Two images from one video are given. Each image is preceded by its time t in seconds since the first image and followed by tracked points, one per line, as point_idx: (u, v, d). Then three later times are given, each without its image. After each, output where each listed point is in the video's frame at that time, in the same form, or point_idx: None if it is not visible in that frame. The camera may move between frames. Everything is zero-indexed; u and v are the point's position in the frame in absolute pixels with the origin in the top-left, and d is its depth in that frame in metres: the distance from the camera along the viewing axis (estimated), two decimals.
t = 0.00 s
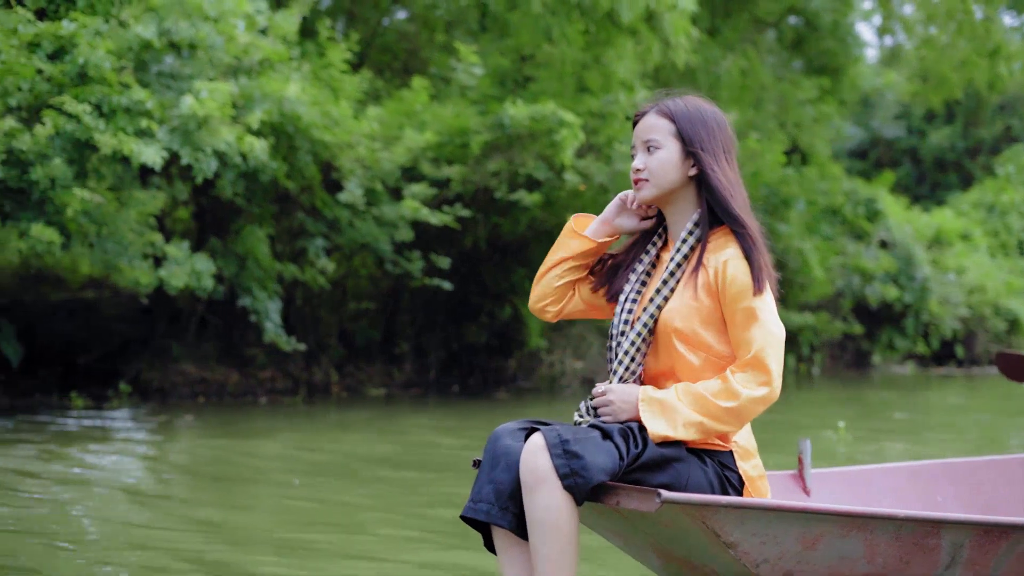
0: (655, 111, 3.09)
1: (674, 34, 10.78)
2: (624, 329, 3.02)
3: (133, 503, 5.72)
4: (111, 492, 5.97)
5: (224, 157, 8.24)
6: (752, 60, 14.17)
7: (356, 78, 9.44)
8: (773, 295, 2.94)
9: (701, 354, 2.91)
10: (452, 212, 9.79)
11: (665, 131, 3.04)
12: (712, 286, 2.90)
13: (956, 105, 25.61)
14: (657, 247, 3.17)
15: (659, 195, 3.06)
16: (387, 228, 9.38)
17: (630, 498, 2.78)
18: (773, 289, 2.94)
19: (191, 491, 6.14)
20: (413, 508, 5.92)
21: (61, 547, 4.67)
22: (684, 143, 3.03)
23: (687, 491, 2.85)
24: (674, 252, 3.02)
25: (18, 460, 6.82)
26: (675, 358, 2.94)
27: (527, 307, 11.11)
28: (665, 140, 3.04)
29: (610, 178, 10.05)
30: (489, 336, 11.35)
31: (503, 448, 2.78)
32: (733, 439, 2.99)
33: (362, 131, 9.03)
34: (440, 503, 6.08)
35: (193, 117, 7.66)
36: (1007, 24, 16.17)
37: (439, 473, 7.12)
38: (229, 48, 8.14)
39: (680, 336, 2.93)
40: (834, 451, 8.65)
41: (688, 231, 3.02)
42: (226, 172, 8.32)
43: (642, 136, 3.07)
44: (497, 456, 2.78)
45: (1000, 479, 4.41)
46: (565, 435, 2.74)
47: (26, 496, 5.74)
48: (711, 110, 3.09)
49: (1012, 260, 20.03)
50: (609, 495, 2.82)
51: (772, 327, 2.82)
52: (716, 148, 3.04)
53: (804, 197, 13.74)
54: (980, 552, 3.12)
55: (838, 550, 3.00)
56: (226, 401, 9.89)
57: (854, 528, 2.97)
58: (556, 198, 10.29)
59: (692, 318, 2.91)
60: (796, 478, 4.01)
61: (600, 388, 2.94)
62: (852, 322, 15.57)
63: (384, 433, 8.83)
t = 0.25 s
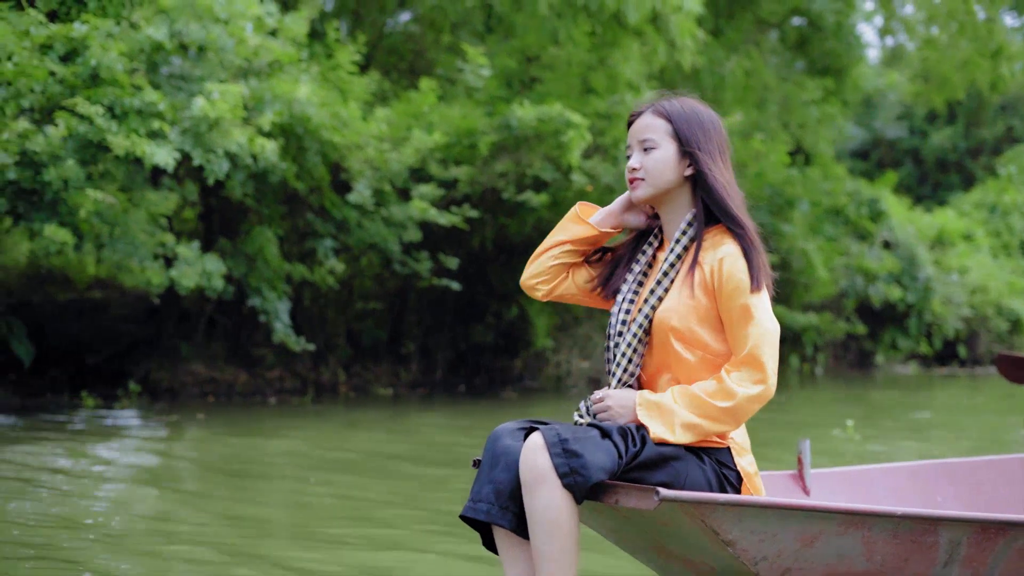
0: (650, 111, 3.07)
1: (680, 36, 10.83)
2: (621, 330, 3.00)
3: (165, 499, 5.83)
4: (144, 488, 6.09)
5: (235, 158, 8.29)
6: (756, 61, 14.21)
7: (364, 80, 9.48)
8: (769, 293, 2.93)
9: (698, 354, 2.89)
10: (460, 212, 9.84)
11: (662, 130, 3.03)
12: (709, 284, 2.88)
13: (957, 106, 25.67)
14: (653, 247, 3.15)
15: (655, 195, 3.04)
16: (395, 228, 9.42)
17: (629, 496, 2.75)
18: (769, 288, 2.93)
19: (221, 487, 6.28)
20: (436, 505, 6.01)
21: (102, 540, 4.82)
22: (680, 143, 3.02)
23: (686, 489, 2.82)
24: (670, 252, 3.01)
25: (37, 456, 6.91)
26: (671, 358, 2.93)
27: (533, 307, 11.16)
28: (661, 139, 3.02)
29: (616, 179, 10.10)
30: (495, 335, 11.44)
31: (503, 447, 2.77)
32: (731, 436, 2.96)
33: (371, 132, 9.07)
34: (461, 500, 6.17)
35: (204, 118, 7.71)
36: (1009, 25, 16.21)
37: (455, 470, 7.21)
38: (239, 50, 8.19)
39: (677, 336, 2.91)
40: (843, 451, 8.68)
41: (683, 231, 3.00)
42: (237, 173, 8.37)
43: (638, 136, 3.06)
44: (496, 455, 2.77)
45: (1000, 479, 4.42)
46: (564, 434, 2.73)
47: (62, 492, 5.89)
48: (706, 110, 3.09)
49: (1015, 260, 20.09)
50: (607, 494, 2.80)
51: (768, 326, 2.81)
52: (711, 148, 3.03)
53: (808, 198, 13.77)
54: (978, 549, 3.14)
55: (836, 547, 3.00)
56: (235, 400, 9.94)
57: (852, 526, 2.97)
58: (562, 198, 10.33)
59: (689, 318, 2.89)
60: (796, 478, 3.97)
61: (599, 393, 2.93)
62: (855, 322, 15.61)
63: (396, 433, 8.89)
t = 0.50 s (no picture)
0: (646, 112, 3.08)
1: (686, 37, 10.90)
2: (617, 331, 3.00)
3: (193, 494, 5.97)
4: (174, 484, 6.23)
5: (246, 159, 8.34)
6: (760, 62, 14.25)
7: (373, 81, 9.52)
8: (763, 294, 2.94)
9: (692, 354, 2.90)
10: (469, 213, 9.91)
11: (657, 131, 3.04)
12: (702, 284, 2.89)
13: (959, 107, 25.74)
14: (647, 249, 3.15)
15: (650, 195, 3.04)
16: (403, 229, 9.49)
17: (628, 497, 2.76)
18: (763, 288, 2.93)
19: (246, 483, 6.41)
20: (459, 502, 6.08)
21: (139, 532, 4.97)
22: (675, 143, 3.03)
23: (685, 489, 2.83)
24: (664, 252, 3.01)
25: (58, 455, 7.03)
26: (665, 358, 2.93)
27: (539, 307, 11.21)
28: (657, 140, 3.03)
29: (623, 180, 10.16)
30: (501, 335, 11.42)
31: (502, 448, 2.77)
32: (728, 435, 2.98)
33: (380, 133, 9.12)
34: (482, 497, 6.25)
35: (216, 120, 7.78)
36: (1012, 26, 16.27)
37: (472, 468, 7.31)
38: (250, 52, 8.24)
39: (671, 337, 2.91)
40: (849, 451, 8.72)
41: (676, 231, 3.01)
42: (247, 174, 8.42)
43: (633, 137, 3.06)
44: (496, 456, 2.77)
45: (1001, 480, 4.43)
46: (563, 434, 2.72)
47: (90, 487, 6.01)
48: (701, 112, 3.10)
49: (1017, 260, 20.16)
50: (607, 493, 2.80)
51: (761, 325, 2.81)
52: (706, 149, 3.04)
53: (812, 198, 13.82)
54: (976, 549, 3.15)
55: (835, 547, 3.03)
56: (242, 399, 9.99)
57: (851, 525, 3.00)
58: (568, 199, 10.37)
59: (682, 318, 2.89)
60: (796, 478, 3.94)
61: (598, 399, 2.92)
62: (858, 322, 15.66)
63: (406, 432, 8.96)
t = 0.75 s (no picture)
0: (642, 115, 3.10)
1: (691, 39, 10.95)
2: (612, 334, 3.02)
3: (219, 490, 6.08)
4: (201, 481, 6.33)
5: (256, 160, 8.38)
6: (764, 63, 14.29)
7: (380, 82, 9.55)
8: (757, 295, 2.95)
9: (687, 355, 2.91)
10: (476, 214, 9.97)
11: (652, 133, 3.06)
12: (696, 286, 2.90)
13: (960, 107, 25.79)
14: (642, 251, 3.15)
15: (644, 196, 3.06)
16: (411, 229, 9.54)
17: (628, 498, 2.75)
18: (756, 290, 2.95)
19: (269, 480, 6.50)
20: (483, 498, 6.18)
21: (178, 527, 5.07)
22: (669, 145, 3.04)
23: (684, 490, 2.83)
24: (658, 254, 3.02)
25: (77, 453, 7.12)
26: (660, 360, 2.94)
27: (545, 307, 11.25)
28: (651, 142, 3.05)
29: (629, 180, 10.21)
30: (507, 334, 11.51)
31: (501, 449, 2.76)
32: (726, 435, 3.00)
33: (388, 134, 9.17)
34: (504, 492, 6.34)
35: (226, 121, 7.84)
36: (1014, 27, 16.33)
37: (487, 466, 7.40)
38: (260, 53, 8.29)
39: (665, 338, 2.92)
40: (855, 450, 8.78)
41: (670, 232, 3.02)
42: (257, 175, 8.47)
43: (628, 139, 3.08)
44: (495, 457, 2.76)
45: (1002, 480, 4.39)
46: (562, 436, 2.72)
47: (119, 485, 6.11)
48: (695, 116, 3.12)
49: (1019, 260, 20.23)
50: (606, 495, 2.79)
51: (755, 326, 2.83)
52: (700, 152, 3.06)
53: (815, 198, 13.87)
54: (974, 548, 3.12)
55: (835, 547, 3.01)
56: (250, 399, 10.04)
57: (849, 526, 2.98)
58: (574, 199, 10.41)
59: (677, 319, 2.91)
60: (796, 479, 3.92)
61: (592, 403, 2.95)
62: (861, 322, 15.70)
63: (417, 431, 9.03)
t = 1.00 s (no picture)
0: (641, 117, 3.16)
1: (697, 40, 11.01)
2: (607, 336, 3.07)
3: (248, 489, 6.20)
4: (222, 478, 6.53)
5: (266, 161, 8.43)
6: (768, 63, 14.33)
7: (388, 82, 9.60)
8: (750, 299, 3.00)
9: (681, 356, 2.97)
10: (484, 214, 10.02)
11: (649, 135, 3.12)
12: (690, 290, 2.96)
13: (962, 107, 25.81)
14: (637, 253, 3.18)
15: (640, 198, 3.11)
16: (419, 230, 9.62)
17: (628, 500, 2.80)
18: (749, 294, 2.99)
19: (288, 478, 6.69)
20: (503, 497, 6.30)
21: (214, 523, 5.23)
22: (666, 148, 3.10)
23: (684, 492, 2.90)
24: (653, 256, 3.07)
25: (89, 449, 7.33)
26: (657, 362, 3.00)
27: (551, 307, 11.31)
28: (647, 143, 3.10)
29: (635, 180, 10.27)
30: (513, 334, 11.58)
31: (501, 452, 2.82)
32: (723, 437, 3.05)
33: (397, 135, 9.22)
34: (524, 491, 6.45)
35: (237, 122, 7.88)
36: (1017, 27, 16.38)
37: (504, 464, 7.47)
38: (270, 54, 8.34)
39: (660, 340, 2.98)
40: (862, 448, 8.85)
41: (664, 235, 3.07)
42: (267, 175, 8.52)
43: (626, 140, 3.14)
44: (496, 460, 2.82)
45: (1002, 481, 4.49)
46: (562, 439, 2.77)
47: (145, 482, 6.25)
48: (693, 120, 3.18)
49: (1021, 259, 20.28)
50: (607, 497, 2.84)
51: (747, 329, 2.88)
52: (696, 157, 3.11)
53: (819, 198, 13.92)
54: (974, 549, 3.23)
55: (834, 549, 3.10)
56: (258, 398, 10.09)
57: (850, 528, 3.07)
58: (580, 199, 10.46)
59: (671, 322, 2.96)
60: (796, 479, 3.97)
61: (587, 407, 2.99)
62: (864, 321, 15.76)
63: (428, 430, 9.09)
